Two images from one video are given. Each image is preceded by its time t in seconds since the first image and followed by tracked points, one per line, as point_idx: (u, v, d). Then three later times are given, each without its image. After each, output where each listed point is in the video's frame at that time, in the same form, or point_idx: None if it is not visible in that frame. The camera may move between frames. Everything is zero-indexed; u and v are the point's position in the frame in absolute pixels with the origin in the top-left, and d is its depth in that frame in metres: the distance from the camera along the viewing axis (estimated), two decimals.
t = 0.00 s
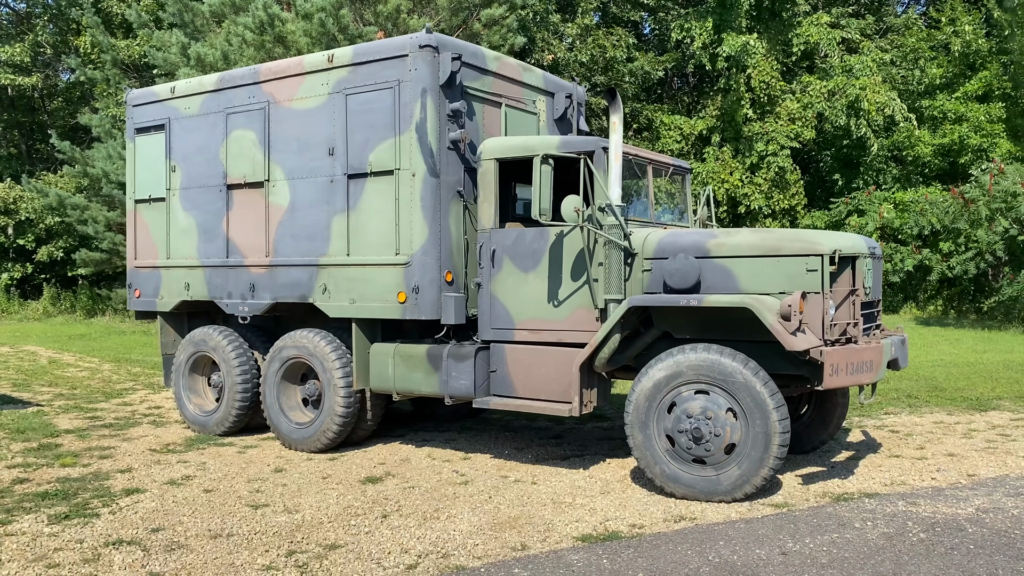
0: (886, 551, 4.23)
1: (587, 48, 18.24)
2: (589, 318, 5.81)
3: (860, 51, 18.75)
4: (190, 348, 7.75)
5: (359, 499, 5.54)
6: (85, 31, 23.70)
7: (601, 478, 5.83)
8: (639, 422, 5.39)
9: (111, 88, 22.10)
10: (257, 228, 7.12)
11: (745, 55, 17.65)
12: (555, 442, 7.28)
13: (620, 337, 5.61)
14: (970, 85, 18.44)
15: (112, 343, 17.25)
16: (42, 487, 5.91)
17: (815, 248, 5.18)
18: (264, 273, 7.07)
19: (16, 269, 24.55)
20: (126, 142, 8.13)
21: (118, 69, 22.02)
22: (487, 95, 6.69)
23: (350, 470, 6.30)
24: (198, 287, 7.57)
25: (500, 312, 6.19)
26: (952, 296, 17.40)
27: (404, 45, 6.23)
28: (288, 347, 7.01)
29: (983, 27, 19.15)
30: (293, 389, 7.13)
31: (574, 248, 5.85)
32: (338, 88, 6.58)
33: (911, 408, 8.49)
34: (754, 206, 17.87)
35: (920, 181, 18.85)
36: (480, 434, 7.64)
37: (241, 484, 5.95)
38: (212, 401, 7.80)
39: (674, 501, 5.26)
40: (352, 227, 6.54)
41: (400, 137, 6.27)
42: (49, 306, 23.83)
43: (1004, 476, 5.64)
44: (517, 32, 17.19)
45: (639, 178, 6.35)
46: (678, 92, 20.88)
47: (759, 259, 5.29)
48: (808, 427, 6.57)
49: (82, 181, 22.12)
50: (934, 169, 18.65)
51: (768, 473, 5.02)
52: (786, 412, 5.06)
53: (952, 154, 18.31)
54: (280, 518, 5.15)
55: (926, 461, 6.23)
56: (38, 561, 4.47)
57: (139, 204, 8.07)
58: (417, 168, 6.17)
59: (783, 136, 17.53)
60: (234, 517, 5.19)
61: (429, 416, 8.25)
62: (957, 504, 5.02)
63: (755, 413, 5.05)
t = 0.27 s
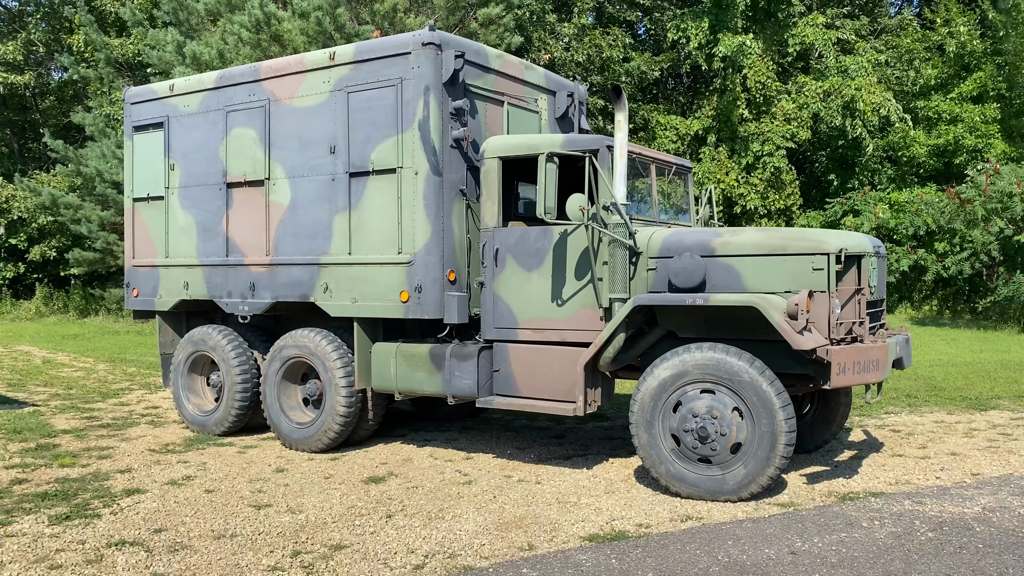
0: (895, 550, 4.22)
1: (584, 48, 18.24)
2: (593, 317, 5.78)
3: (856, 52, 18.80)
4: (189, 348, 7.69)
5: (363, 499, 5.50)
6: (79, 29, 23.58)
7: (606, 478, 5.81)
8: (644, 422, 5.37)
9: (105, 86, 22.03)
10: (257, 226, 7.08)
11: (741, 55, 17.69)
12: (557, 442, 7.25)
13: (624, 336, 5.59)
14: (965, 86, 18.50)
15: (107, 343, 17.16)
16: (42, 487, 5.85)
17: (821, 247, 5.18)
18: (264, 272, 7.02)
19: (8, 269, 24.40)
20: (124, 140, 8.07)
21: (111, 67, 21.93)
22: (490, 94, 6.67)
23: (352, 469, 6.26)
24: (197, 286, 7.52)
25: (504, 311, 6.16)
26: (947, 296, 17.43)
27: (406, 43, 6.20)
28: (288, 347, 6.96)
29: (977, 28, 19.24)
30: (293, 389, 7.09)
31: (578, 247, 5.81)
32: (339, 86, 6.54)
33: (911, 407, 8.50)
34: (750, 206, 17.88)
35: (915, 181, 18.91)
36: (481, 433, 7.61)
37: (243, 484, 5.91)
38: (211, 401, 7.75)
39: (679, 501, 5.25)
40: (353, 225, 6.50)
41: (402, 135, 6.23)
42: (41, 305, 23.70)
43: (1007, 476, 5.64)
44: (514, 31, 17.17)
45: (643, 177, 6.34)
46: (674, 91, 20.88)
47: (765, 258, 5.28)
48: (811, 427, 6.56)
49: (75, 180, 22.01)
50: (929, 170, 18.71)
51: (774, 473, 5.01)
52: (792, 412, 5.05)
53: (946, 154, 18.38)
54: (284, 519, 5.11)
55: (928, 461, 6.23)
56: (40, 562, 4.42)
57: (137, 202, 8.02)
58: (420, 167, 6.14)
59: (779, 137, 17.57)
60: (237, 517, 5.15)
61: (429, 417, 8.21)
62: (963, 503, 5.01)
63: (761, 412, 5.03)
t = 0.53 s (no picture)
0: (910, 551, 4.19)
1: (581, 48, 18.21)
2: (601, 316, 5.74)
3: (852, 53, 18.80)
4: (189, 348, 7.62)
5: (369, 500, 5.45)
6: (71, 28, 23.41)
7: (613, 479, 5.77)
8: (653, 422, 5.33)
9: (97, 85, 21.90)
10: (259, 225, 7.01)
11: (737, 56, 17.68)
12: (562, 442, 7.21)
13: (633, 336, 5.56)
14: (960, 87, 18.52)
15: (100, 344, 17.04)
16: (42, 489, 5.77)
17: (832, 246, 5.13)
18: (266, 271, 6.96)
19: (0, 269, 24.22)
20: (123, 138, 7.99)
21: (104, 67, 21.79)
22: (495, 92, 6.62)
23: (357, 471, 6.20)
24: (198, 286, 7.45)
25: (510, 310, 6.11)
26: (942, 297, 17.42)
27: (412, 40, 6.15)
28: (290, 347, 6.90)
29: (972, 29, 19.28)
30: (295, 389, 7.02)
31: (585, 245, 5.78)
32: (343, 84, 6.49)
33: (914, 407, 8.48)
34: (746, 207, 17.86)
35: (911, 182, 18.93)
36: (484, 434, 7.56)
37: (246, 485, 5.84)
38: (211, 402, 7.68)
39: (689, 502, 5.21)
40: (357, 224, 6.45)
41: (408, 133, 6.17)
42: (33, 306, 23.51)
43: (1016, 476, 5.62)
44: (511, 31, 17.11)
45: (650, 176, 6.32)
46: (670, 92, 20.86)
47: (775, 256, 5.25)
48: (817, 427, 6.53)
49: (68, 180, 21.85)
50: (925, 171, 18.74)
51: (785, 473, 4.98)
52: (803, 412, 5.01)
53: (942, 156, 18.42)
54: (291, 521, 5.05)
55: (935, 461, 6.21)
56: (44, 566, 4.35)
57: (136, 201, 7.94)
58: (425, 165, 6.09)
59: (775, 138, 17.58)
60: (242, 519, 5.09)
61: (431, 417, 8.16)
62: (975, 503, 4.99)
63: (772, 412, 5.00)
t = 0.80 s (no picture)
0: (926, 555, 4.16)
1: (577, 50, 18.20)
2: (608, 319, 5.71)
3: (847, 55, 18.84)
4: (188, 351, 7.54)
5: (376, 506, 5.39)
6: (62, 28, 23.23)
7: (621, 483, 5.73)
8: (662, 426, 5.30)
9: (89, 86, 21.76)
10: (260, 227, 6.94)
11: (733, 58, 17.70)
12: (565, 446, 7.17)
13: (641, 339, 5.53)
14: (954, 89, 18.55)
15: (93, 347, 16.91)
16: (42, 495, 5.70)
17: (841, 249, 5.11)
18: (267, 274, 6.89)
19: None
20: (121, 139, 7.90)
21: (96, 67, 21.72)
22: (499, 94, 6.59)
23: (361, 475, 6.14)
24: (197, 289, 7.38)
25: (516, 313, 6.07)
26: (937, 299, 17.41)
27: (417, 41, 6.11)
28: (292, 350, 6.83)
29: (966, 32, 19.34)
30: (297, 393, 6.95)
31: (593, 248, 5.74)
32: (347, 85, 6.43)
33: (916, 410, 8.47)
34: (742, 209, 17.86)
35: (906, 184, 18.98)
36: (487, 438, 7.51)
37: (250, 491, 5.78)
38: (211, 406, 7.60)
39: (699, 506, 5.17)
40: (361, 227, 6.39)
41: (412, 135, 6.13)
42: (23, 309, 23.30)
43: None
44: (507, 33, 17.07)
45: (656, 178, 6.30)
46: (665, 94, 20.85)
47: (784, 259, 5.22)
48: (823, 430, 6.51)
49: (59, 181, 21.69)
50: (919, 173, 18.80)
51: (795, 477, 4.95)
52: (813, 415, 4.99)
53: (936, 158, 18.45)
54: (297, 527, 4.99)
55: (941, 463, 6.21)
56: (48, 573, 4.29)
57: (134, 203, 7.85)
58: (430, 166, 6.04)
59: (770, 140, 17.60)
60: (248, 525, 5.03)
61: (432, 421, 8.10)
62: (986, 506, 4.97)
63: (782, 416, 4.98)
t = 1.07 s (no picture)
0: (932, 555, 4.20)
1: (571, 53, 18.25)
2: (612, 321, 5.73)
3: (839, 59, 18.95)
4: (188, 354, 7.51)
5: (381, 508, 5.40)
6: (53, 30, 23.11)
7: (625, 485, 5.75)
8: (668, 427, 5.32)
9: (80, 88, 21.68)
10: (261, 230, 6.94)
11: (726, 61, 17.78)
12: (567, 448, 7.18)
13: (645, 341, 5.55)
14: (944, 93, 18.69)
15: (85, 350, 16.81)
16: (45, 499, 5.67)
17: (845, 250, 5.15)
18: (269, 277, 6.88)
19: None
20: (120, 142, 7.88)
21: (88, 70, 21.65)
22: (501, 96, 6.60)
23: (364, 478, 6.14)
24: (198, 292, 7.35)
25: (519, 315, 6.08)
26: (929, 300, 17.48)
27: (420, 44, 6.12)
28: (294, 353, 6.82)
29: (956, 36, 19.48)
30: (298, 396, 6.95)
31: (596, 250, 5.77)
32: (349, 88, 6.44)
33: (913, 410, 8.53)
34: (735, 212, 17.92)
35: (897, 187, 19.10)
36: (488, 440, 7.52)
37: (254, 494, 5.77)
38: (210, 409, 7.57)
39: (704, 507, 5.20)
40: (364, 229, 6.39)
41: (415, 138, 6.14)
42: (13, 312, 23.14)
43: None
44: (501, 35, 17.10)
45: (658, 180, 6.33)
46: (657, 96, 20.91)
47: (788, 261, 5.25)
48: (823, 431, 6.54)
49: (50, 184, 21.57)
50: (910, 175, 18.93)
51: (801, 477, 4.98)
52: (818, 416, 5.03)
53: (927, 161, 18.57)
54: (304, 529, 4.98)
55: (942, 464, 6.25)
56: None
57: (133, 206, 7.82)
58: (434, 169, 6.06)
59: (763, 143, 17.69)
60: (254, 528, 5.03)
61: (432, 424, 8.10)
62: (988, 506, 5.02)
63: (788, 417, 5.01)
